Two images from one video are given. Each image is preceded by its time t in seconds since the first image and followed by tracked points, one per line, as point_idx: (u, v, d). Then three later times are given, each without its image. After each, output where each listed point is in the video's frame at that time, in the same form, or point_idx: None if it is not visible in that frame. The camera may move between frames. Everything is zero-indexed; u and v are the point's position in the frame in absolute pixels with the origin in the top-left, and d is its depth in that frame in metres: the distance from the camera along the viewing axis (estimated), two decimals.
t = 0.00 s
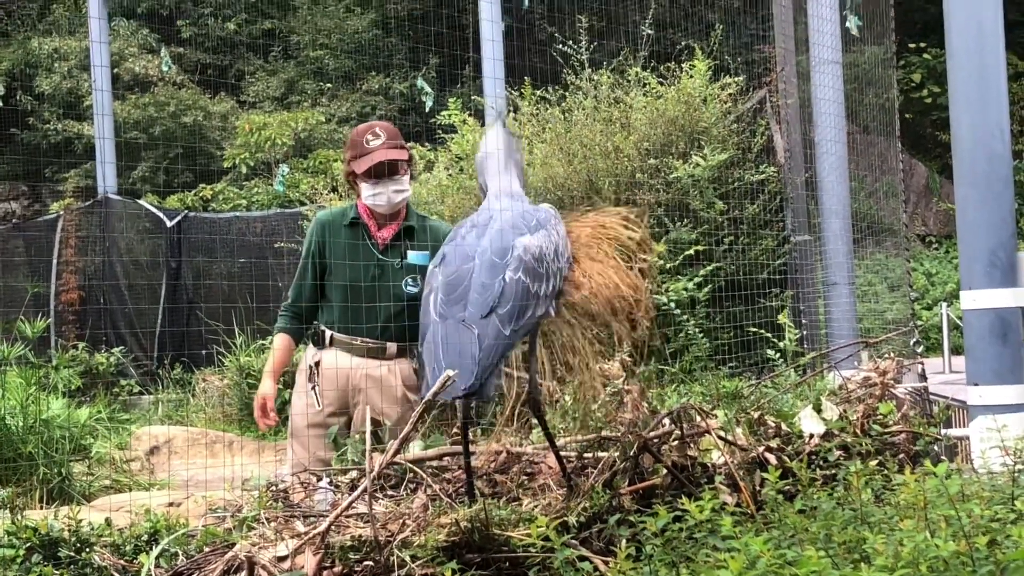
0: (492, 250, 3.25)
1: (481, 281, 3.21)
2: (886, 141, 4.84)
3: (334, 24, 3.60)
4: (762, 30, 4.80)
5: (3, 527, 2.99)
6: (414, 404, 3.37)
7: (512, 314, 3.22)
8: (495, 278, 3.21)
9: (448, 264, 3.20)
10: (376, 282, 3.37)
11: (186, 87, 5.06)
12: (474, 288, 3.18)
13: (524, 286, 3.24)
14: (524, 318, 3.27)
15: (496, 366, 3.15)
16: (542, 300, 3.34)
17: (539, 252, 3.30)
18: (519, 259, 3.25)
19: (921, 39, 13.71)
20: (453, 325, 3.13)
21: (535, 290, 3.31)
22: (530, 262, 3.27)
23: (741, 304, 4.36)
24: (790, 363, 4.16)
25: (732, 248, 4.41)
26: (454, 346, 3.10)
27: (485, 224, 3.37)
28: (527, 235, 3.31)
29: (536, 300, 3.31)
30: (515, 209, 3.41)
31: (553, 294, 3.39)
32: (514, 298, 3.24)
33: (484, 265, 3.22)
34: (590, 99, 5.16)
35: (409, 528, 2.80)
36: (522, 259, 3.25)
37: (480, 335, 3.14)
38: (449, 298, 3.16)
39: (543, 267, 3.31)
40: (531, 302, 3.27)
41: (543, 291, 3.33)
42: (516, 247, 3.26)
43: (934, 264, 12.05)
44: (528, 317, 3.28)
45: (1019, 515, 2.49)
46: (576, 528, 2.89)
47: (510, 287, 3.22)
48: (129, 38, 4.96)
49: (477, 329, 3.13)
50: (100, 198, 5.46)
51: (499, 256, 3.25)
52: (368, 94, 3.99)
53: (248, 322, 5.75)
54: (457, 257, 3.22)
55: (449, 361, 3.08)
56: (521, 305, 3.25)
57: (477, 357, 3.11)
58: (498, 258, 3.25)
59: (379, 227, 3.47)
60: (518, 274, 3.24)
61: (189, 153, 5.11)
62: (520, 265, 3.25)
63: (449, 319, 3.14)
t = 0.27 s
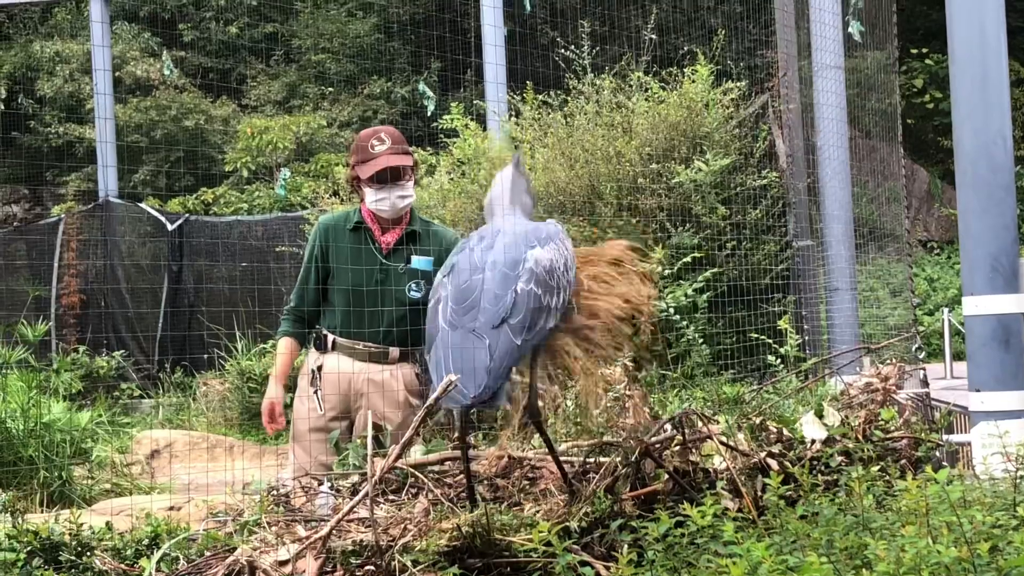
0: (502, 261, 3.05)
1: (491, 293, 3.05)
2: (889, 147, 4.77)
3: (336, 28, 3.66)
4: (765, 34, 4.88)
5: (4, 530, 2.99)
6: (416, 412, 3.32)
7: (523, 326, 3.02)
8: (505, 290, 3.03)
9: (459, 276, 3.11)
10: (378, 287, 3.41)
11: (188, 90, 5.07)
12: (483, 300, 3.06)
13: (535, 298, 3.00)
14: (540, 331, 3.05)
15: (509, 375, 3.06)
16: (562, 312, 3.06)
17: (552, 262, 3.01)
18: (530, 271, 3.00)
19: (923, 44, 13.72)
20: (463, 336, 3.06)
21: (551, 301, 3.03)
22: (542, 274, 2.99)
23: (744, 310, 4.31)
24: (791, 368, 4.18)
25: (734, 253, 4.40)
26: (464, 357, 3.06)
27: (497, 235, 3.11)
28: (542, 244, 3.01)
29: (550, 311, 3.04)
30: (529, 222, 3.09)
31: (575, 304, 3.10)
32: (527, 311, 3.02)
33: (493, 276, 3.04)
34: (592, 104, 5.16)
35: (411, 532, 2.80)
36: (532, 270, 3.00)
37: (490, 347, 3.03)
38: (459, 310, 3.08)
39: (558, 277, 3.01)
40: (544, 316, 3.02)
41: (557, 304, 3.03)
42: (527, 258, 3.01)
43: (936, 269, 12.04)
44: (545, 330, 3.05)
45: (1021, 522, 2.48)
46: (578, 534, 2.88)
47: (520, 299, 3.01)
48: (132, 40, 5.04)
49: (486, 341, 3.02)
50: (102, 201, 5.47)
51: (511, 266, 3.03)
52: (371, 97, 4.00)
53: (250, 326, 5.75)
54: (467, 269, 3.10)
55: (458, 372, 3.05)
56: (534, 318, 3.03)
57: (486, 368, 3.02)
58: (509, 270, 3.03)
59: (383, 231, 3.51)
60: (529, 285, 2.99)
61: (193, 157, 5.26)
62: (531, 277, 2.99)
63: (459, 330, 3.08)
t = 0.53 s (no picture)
0: (506, 266, 3.20)
1: (495, 295, 3.17)
2: (890, 150, 4.77)
3: (337, 29, 3.63)
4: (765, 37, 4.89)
5: (5, 531, 2.99)
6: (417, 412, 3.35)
7: (527, 326, 3.14)
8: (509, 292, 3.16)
9: (460, 281, 3.22)
10: (380, 288, 3.40)
11: (189, 91, 5.08)
12: (486, 301, 3.17)
13: (539, 301, 3.15)
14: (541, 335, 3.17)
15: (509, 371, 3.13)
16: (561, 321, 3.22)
17: (554, 272, 3.23)
18: (535, 276, 3.18)
19: (925, 47, 13.73)
20: (465, 334, 3.14)
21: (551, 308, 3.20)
22: (546, 279, 3.19)
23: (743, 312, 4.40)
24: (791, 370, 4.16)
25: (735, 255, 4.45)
26: (466, 354, 3.11)
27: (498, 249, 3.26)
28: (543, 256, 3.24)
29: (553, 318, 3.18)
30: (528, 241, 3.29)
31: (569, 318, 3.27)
32: (530, 313, 3.15)
33: (498, 280, 3.19)
34: (594, 105, 5.16)
35: (411, 533, 2.80)
36: (538, 275, 3.18)
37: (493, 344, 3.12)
38: (462, 309, 3.17)
39: (559, 286, 3.21)
40: (546, 319, 3.16)
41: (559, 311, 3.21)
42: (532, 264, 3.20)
43: (937, 272, 12.04)
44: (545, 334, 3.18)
45: (1023, 524, 2.48)
46: (578, 535, 2.88)
47: (525, 302, 3.15)
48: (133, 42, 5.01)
49: (490, 337, 3.12)
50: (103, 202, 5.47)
51: (515, 272, 3.19)
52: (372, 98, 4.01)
53: (250, 327, 5.74)
54: (469, 275, 3.22)
55: (459, 367, 3.10)
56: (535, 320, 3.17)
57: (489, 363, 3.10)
58: (513, 274, 3.19)
59: (385, 233, 3.51)
60: (534, 289, 3.16)
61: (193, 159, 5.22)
62: (536, 281, 3.17)
63: (460, 328, 3.15)
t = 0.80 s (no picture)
0: (507, 260, 3.15)
1: (494, 288, 3.11)
2: (892, 151, 4.78)
3: (338, 30, 3.65)
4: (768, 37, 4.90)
5: (6, 531, 2.99)
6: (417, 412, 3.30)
7: (524, 319, 3.08)
8: (509, 284, 3.10)
9: (460, 274, 3.17)
10: (387, 288, 3.41)
11: (191, 92, 5.09)
12: (485, 293, 3.10)
13: (538, 296, 3.10)
14: (537, 331, 3.12)
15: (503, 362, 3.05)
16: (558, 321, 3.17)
17: (556, 272, 3.19)
18: (536, 272, 3.14)
19: (926, 48, 13.74)
20: (461, 324, 3.07)
21: (550, 306, 3.15)
22: (546, 277, 3.15)
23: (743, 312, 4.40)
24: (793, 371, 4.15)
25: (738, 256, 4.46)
26: (462, 343, 3.04)
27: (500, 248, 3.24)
28: (545, 256, 3.21)
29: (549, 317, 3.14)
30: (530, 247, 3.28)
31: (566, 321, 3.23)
32: (529, 308, 3.09)
33: (498, 272, 3.12)
34: (595, 107, 5.16)
35: (413, 534, 2.80)
36: (539, 271, 3.14)
37: (489, 334, 3.05)
38: (460, 300, 3.10)
39: (559, 285, 3.17)
40: (544, 315, 3.11)
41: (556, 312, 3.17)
42: (533, 262, 3.15)
43: (938, 273, 12.04)
44: (541, 331, 3.12)
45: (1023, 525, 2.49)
46: (580, 536, 2.88)
47: (524, 296, 3.09)
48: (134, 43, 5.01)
49: (486, 327, 3.05)
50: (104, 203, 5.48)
51: (516, 266, 3.13)
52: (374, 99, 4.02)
53: (251, 327, 5.74)
54: (469, 268, 3.17)
55: (455, 357, 3.02)
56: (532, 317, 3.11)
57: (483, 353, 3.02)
58: (513, 270, 3.13)
59: (386, 234, 3.52)
60: (534, 285, 3.11)
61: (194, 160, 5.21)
62: (536, 278, 3.13)
63: (457, 318, 3.08)
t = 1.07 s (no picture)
0: (509, 261, 3.18)
1: (496, 289, 3.16)
2: (892, 152, 4.79)
3: (340, 32, 3.71)
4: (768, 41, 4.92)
5: (8, 533, 2.99)
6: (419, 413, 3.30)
7: (525, 318, 3.12)
8: (510, 285, 3.14)
9: (463, 274, 3.22)
10: (391, 290, 3.41)
11: (191, 94, 5.10)
12: (487, 294, 3.16)
13: (540, 297, 3.13)
14: (540, 330, 3.15)
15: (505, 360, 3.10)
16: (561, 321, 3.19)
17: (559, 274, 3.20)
18: (538, 274, 3.16)
19: (926, 48, 13.74)
20: (463, 323, 3.13)
21: (552, 307, 3.17)
22: (548, 278, 3.16)
23: (745, 313, 4.38)
24: (795, 373, 4.16)
25: (737, 257, 4.42)
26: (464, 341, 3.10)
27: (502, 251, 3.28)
28: (549, 258, 3.23)
29: (550, 317, 3.15)
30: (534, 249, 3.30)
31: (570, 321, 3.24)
32: (530, 308, 3.13)
33: (500, 274, 3.16)
34: (596, 108, 5.16)
35: (414, 536, 2.81)
36: (541, 272, 3.16)
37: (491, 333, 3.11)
38: (462, 300, 3.16)
39: (562, 286, 3.18)
40: (546, 316, 3.14)
41: (559, 312, 3.17)
42: (535, 263, 3.18)
43: (939, 274, 12.04)
44: (544, 331, 3.16)
45: None
46: (581, 538, 2.88)
47: (525, 296, 3.12)
48: (134, 45, 5.02)
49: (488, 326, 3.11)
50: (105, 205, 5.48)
51: (518, 268, 3.17)
52: (375, 101, 4.03)
53: (252, 329, 5.74)
54: (472, 269, 3.22)
55: (456, 355, 3.09)
56: (533, 316, 3.13)
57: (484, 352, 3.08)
58: (516, 270, 3.17)
59: (389, 236, 3.53)
60: (535, 286, 3.14)
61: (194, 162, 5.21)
62: (538, 279, 3.15)
63: (460, 317, 3.14)
